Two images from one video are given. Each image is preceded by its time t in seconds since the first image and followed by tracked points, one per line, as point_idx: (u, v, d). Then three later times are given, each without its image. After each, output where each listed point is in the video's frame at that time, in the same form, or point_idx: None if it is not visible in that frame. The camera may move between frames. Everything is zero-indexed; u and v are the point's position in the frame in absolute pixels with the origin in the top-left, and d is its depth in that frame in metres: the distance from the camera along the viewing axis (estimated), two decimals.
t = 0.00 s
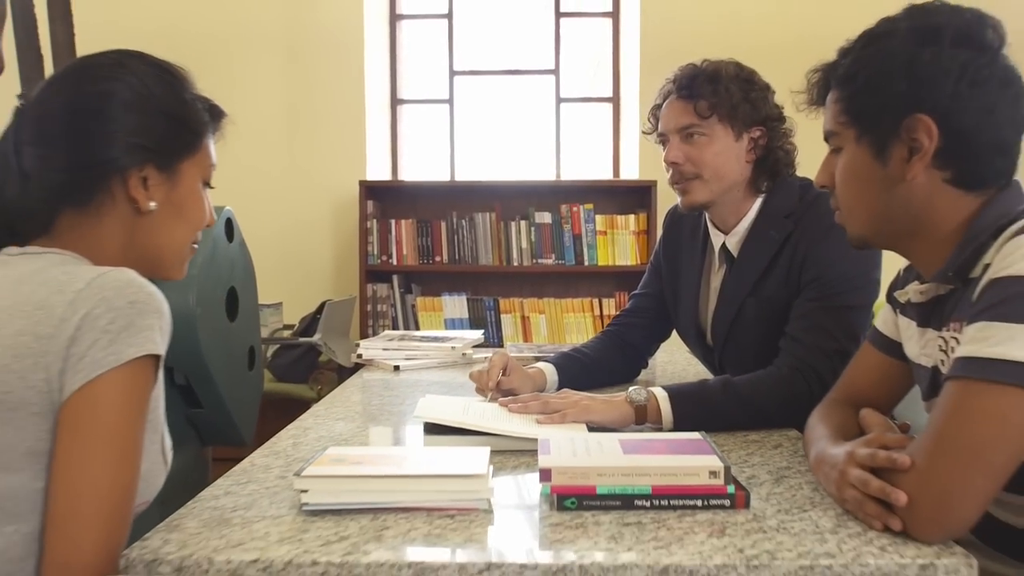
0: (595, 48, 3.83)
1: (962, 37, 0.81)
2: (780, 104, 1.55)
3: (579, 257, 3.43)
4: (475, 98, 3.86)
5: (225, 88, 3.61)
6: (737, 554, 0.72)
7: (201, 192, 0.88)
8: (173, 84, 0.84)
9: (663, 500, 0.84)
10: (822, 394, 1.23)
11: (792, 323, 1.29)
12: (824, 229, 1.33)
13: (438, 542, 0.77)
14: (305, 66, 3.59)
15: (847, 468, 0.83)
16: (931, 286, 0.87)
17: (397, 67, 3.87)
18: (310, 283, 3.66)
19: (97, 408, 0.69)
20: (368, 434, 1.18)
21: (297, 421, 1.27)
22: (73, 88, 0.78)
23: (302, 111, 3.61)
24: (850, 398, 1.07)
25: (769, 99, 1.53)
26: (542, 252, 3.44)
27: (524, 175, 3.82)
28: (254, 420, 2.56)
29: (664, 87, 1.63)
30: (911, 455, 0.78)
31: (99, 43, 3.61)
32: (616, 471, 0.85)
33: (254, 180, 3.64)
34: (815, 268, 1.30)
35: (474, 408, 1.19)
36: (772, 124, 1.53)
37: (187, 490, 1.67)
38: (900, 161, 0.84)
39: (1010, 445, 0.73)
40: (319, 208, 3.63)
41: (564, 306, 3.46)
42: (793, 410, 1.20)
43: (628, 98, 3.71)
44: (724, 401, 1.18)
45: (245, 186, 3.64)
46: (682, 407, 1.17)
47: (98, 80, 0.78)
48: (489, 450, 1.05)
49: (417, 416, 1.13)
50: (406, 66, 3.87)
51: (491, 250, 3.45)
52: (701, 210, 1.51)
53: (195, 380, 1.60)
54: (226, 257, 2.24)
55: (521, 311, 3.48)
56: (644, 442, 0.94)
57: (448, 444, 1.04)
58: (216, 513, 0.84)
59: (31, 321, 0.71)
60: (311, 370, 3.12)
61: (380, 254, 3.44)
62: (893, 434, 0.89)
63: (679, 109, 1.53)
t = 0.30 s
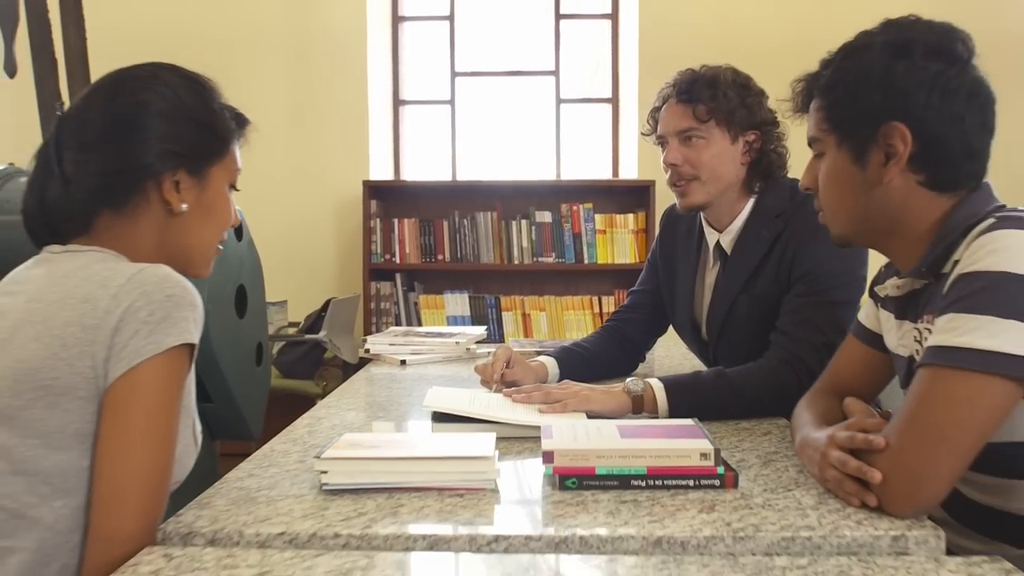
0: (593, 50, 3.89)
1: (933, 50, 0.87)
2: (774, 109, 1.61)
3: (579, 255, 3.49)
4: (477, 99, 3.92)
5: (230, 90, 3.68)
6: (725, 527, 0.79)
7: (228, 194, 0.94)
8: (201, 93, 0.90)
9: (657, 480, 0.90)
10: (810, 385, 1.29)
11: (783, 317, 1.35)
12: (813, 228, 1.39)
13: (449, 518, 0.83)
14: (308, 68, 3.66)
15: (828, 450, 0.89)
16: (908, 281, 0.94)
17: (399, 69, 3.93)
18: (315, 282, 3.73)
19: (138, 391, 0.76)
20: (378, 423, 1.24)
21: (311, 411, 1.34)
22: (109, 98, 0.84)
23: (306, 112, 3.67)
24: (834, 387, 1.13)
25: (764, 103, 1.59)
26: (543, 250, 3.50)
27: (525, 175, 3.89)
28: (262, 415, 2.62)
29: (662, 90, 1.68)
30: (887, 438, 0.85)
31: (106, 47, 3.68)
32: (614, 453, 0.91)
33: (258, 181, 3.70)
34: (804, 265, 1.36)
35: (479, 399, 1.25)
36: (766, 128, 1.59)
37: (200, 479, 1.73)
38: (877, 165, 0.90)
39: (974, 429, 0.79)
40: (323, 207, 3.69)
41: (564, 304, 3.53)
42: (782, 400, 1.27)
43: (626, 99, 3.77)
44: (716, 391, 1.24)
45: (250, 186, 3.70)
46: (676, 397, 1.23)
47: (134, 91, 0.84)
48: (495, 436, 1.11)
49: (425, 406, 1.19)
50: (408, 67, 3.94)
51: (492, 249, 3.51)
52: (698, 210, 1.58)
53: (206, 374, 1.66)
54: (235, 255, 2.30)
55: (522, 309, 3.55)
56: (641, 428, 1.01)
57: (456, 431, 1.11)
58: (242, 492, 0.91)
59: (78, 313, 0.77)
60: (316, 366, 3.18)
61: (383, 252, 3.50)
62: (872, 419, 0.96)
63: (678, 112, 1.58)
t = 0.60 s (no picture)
0: (593, 53, 3.95)
1: (910, 63, 0.94)
2: (766, 114, 1.67)
3: (579, 255, 3.55)
4: (478, 101, 3.98)
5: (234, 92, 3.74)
6: (715, 506, 0.85)
7: (251, 197, 1.01)
8: (226, 102, 0.96)
9: (653, 465, 0.97)
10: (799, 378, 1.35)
11: (774, 313, 1.42)
12: (803, 228, 1.45)
13: (458, 498, 0.89)
14: (312, 71, 3.72)
15: (813, 437, 0.96)
16: (888, 279, 1.00)
17: (402, 71, 3.99)
18: (320, 282, 3.79)
19: (172, 379, 0.82)
20: (388, 415, 1.31)
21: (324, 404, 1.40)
22: (140, 107, 0.90)
23: (309, 114, 3.73)
24: (822, 381, 1.19)
25: (756, 110, 1.65)
26: (543, 250, 3.56)
27: (526, 176, 3.95)
28: (269, 412, 2.69)
29: (658, 97, 1.74)
30: (867, 425, 0.91)
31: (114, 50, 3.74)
32: (612, 440, 0.97)
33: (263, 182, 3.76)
34: (795, 264, 1.42)
35: (484, 391, 1.31)
36: (759, 133, 1.66)
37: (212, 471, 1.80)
38: (859, 171, 0.97)
39: (947, 417, 0.85)
40: (327, 208, 3.75)
41: (565, 303, 3.60)
42: (772, 393, 1.33)
43: (626, 101, 3.83)
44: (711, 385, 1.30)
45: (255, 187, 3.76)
46: (673, 390, 1.29)
47: (164, 100, 0.90)
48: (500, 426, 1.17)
49: (434, 397, 1.25)
50: (410, 70, 3.99)
51: (494, 249, 3.58)
52: (694, 213, 1.64)
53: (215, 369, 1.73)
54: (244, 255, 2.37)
55: (523, 308, 3.61)
56: (637, 417, 1.07)
57: (463, 420, 1.17)
58: (265, 475, 0.97)
59: (116, 307, 0.83)
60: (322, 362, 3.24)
61: (387, 252, 3.56)
62: (855, 408, 1.02)
63: (674, 119, 1.64)
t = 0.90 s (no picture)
0: (593, 55, 4.01)
1: (890, 74, 1.00)
2: (759, 119, 1.74)
3: (578, 255, 3.61)
4: (479, 102, 4.04)
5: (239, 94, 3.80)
6: (706, 487, 0.91)
7: (271, 199, 1.07)
8: (248, 109, 1.02)
9: (648, 451, 1.03)
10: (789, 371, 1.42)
11: (765, 310, 1.48)
12: (793, 228, 1.51)
13: (466, 480, 0.96)
14: (316, 73, 3.78)
15: (798, 424, 1.02)
16: (870, 277, 1.06)
17: (404, 73, 4.05)
18: (323, 281, 3.85)
19: (202, 368, 0.89)
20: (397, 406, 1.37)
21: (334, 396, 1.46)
22: (168, 115, 0.96)
23: (312, 115, 3.79)
24: (809, 373, 1.25)
25: (749, 115, 1.72)
26: (544, 250, 3.62)
27: (526, 176, 4.01)
28: (275, 407, 2.75)
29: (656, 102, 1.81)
30: (848, 412, 0.97)
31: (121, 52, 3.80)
32: (609, 427, 1.03)
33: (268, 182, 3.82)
34: (785, 263, 1.48)
35: (489, 383, 1.38)
36: (752, 138, 1.72)
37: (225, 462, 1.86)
38: (842, 175, 1.03)
39: (919, 405, 0.91)
40: (330, 208, 3.82)
41: (565, 301, 3.66)
42: (763, 386, 1.39)
43: (625, 103, 3.90)
44: (704, 378, 1.37)
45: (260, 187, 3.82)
46: (668, 383, 1.35)
47: (190, 108, 0.96)
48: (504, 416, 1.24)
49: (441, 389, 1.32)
50: (413, 71, 4.05)
51: (495, 248, 3.64)
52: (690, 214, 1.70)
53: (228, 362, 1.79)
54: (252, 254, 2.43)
55: (523, 306, 3.67)
56: (634, 406, 1.13)
57: (469, 410, 1.24)
58: (284, 460, 1.04)
59: (149, 301, 0.90)
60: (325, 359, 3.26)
61: (390, 251, 3.63)
62: (839, 398, 1.08)
63: (671, 124, 1.71)
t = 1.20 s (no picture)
0: (594, 58, 4.07)
1: (873, 83, 1.06)
2: (749, 120, 1.78)
3: (578, 255, 3.67)
4: (480, 104, 4.10)
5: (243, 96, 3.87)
6: (698, 472, 0.97)
7: (290, 201, 1.13)
8: (267, 116, 1.08)
9: (645, 439, 1.09)
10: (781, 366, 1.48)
11: (759, 307, 1.54)
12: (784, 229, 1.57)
13: (474, 466, 1.01)
14: (319, 75, 3.84)
15: (786, 413, 1.08)
16: (855, 275, 1.13)
17: (406, 75, 4.11)
18: (327, 281, 3.91)
19: (226, 359, 0.95)
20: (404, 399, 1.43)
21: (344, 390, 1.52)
22: (193, 122, 1.02)
23: (315, 116, 3.85)
24: (799, 366, 1.31)
25: (737, 117, 1.76)
26: (544, 249, 3.68)
27: (527, 177, 4.07)
28: (282, 404, 2.81)
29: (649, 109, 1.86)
30: (833, 402, 1.03)
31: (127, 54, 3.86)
32: (607, 417, 1.09)
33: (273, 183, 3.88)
34: (777, 263, 1.54)
35: (492, 377, 1.44)
36: (741, 139, 1.77)
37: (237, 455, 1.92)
38: (828, 178, 1.09)
39: (899, 395, 0.97)
40: (334, 208, 3.88)
41: (565, 300, 3.72)
42: (756, 380, 1.45)
43: (625, 105, 3.96)
44: (700, 372, 1.43)
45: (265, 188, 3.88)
46: (665, 377, 1.41)
47: (214, 116, 1.02)
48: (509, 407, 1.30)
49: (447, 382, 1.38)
50: (415, 74, 4.11)
51: (496, 249, 3.70)
52: (685, 216, 1.76)
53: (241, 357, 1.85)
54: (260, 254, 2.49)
55: (524, 305, 3.73)
56: (632, 398, 1.19)
57: (475, 402, 1.29)
58: (301, 448, 1.10)
59: (177, 297, 0.96)
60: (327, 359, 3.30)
61: (393, 251, 3.69)
62: (826, 389, 1.14)
63: (659, 131, 1.77)
